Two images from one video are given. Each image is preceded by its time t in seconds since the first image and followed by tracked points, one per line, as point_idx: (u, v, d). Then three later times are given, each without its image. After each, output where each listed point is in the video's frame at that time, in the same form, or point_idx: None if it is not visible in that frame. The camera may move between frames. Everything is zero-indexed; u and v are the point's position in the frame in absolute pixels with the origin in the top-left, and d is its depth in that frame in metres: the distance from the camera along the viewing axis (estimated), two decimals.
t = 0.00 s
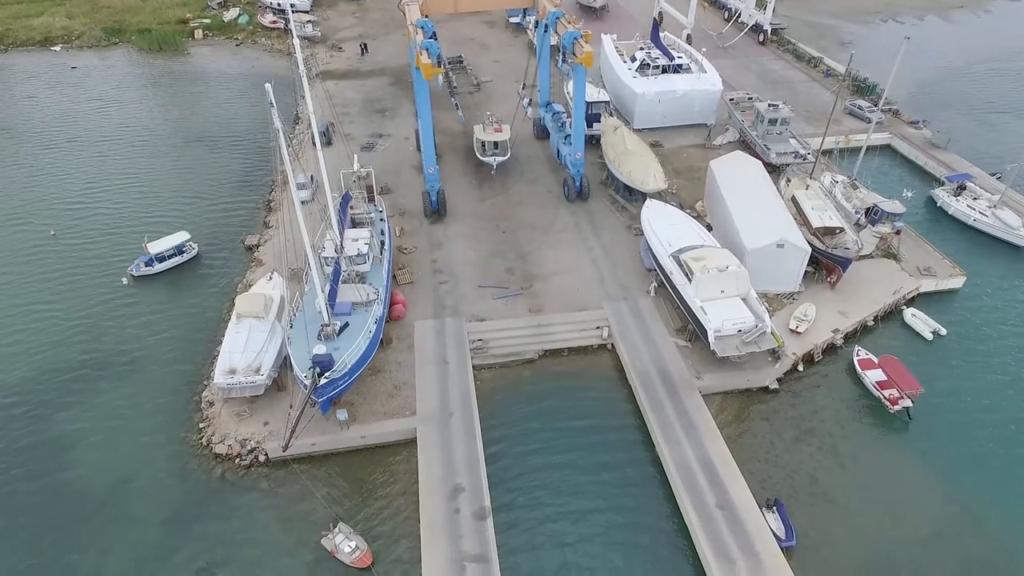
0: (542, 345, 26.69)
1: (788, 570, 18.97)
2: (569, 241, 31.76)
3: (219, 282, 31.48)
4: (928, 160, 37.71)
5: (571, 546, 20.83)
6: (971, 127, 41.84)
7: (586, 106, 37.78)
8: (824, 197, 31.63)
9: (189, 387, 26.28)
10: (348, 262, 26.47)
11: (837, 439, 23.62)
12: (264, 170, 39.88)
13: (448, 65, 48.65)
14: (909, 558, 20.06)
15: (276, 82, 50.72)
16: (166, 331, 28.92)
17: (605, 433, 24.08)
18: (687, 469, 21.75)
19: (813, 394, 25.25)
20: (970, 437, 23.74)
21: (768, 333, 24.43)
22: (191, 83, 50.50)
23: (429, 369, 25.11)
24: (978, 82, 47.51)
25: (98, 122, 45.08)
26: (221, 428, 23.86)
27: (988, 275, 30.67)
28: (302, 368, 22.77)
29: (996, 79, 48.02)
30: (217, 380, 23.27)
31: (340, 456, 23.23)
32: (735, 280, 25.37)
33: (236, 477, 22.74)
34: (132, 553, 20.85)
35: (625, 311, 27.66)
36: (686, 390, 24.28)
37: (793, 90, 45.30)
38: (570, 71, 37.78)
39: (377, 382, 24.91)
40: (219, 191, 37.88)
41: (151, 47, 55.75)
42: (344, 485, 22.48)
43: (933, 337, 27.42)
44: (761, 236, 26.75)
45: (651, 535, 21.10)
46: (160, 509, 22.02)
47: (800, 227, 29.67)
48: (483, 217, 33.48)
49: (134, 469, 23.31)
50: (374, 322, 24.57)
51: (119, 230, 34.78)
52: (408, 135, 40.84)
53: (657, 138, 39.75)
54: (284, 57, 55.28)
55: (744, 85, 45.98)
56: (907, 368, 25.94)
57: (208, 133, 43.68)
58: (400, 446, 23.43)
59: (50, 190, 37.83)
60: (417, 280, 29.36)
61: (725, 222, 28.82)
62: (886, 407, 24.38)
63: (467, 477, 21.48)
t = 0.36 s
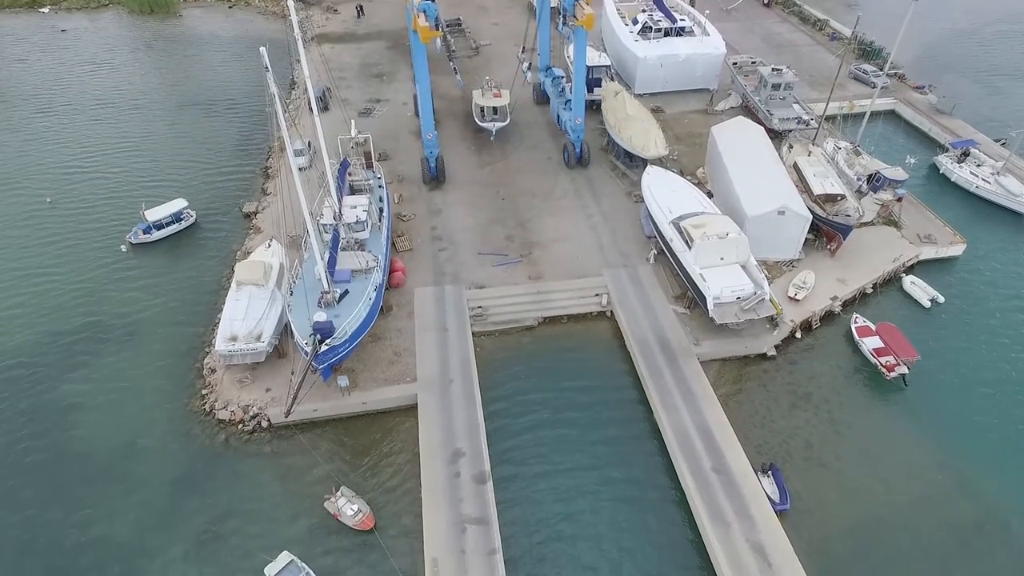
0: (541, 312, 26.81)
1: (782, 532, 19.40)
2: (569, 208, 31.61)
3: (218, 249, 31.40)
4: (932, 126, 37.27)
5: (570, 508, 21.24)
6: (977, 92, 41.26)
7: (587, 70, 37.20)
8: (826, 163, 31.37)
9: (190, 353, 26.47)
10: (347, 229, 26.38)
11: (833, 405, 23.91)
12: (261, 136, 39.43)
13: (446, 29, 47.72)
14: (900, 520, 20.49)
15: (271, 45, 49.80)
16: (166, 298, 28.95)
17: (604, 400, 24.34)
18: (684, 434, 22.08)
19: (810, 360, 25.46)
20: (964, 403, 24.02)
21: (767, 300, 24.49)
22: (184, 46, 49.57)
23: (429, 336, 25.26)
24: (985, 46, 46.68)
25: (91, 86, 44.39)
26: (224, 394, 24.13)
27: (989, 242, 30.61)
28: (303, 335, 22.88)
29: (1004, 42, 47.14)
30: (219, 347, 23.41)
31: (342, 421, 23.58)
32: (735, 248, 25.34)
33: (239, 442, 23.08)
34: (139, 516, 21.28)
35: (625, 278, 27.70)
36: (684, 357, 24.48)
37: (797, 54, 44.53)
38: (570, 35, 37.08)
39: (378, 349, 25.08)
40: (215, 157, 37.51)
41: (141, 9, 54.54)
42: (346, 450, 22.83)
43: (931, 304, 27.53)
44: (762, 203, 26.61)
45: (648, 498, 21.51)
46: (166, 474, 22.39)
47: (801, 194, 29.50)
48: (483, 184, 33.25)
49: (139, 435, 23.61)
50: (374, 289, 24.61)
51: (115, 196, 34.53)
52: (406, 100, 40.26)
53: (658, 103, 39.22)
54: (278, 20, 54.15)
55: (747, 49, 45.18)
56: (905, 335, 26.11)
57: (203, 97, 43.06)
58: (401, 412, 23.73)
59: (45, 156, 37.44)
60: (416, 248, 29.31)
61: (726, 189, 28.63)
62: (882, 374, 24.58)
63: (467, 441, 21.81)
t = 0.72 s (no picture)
0: (541, 279, 26.83)
1: (776, 496, 19.80)
2: (569, 174, 31.32)
3: (216, 217, 31.21)
4: (938, 91, 36.71)
5: (569, 473, 21.60)
6: (985, 56, 40.51)
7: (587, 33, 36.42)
8: (830, 129, 30.96)
9: (191, 320, 26.56)
10: (345, 196, 26.19)
11: (830, 372, 24.11)
12: (257, 101, 38.85)
13: None
14: (893, 484, 20.88)
15: (265, 7, 48.69)
16: (165, 266, 28.89)
17: (603, 366, 24.52)
18: (681, 400, 22.34)
19: (808, 327, 25.57)
20: (960, 370, 24.21)
21: (767, 268, 24.47)
22: (176, 8, 48.47)
23: (429, 303, 25.33)
24: (994, 8, 45.69)
25: (83, 48, 43.53)
26: (225, 361, 24.32)
27: (991, 209, 30.45)
28: (303, 303, 22.91)
29: (1014, 5, 46.13)
30: (219, 315, 23.49)
31: (344, 388, 23.81)
32: (736, 214, 25.21)
33: (242, 408, 23.37)
34: (146, 481, 21.67)
35: (624, 245, 27.64)
36: (683, 323, 24.62)
37: (802, 16, 43.58)
38: None
39: (378, 316, 25.16)
40: (211, 122, 37.00)
41: None
42: (348, 416, 23.11)
43: (931, 272, 27.54)
44: (763, 169, 26.37)
45: (646, 462, 21.86)
46: (170, 440, 22.69)
47: (803, 161, 29.20)
48: (482, 149, 32.88)
49: (143, 401, 23.85)
50: (374, 257, 24.57)
51: (111, 162, 34.15)
52: (404, 64, 39.53)
53: (660, 67, 38.53)
54: None
55: (751, 11, 44.20)
56: (903, 303, 26.17)
57: (197, 59, 42.30)
58: (402, 379, 23.95)
59: (38, 120, 36.91)
60: (415, 215, 29.14)
61: (727, 155, 28.35)
62: (879, 341, 24.73)
63: (467, 408, 22.07)
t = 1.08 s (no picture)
0: (540, 246, 26.77)
1: (771, 460, 20.14)
2: (569, 140, 30.97)
3: (213, 183, 30.96)
4: (945, 55, 36.07)
5: (567, 438, 21.92)
6: (994, 18, 39.68)
7: None
8: (834, 95, 30.48)
9: (191, 287, 26.59)
10: (343, 162, 25.94)
11: (827, 339, 24.24)
12: (251, 65, 38.17)
13: None
14: (886, 449, 21.21)
15: None
16: (163, 233, 28.76)
17: (601, 334, 24.65)
18: (679, 366, 22.52)
19: (807, 294, 25.62)
20: (956, 338, 24.36)
21: (766, 235, 24.39)
22: None
23: (428, 270, 25.33)
24: None
25: (73, 9, 42.56)
26: (226, 328, 24.43)
27: (994, 176, 30.21)
28: (302, 270, 22.90)
29: None
30: (218, 283, 23.49)
31: (344, 356, 23.97)
32: (736, 181, 25.02)
33: (243, 375, 23.56)
34: (150, 446, 22.00)
35: (624, 212, 27.50)
36: (681, 290, 24.68)
37: None
38: None
39: (377, 283, 25.17)
40: (205, 86, 36.40)
41: None
42: (349, 383, 23.32)
43: (931, 239, 27.47)
44: (765, 135, 26.07)
45: (643, 427, 22.16)
46: (172, 407, 22.92)
47: (806, 126, 28.85)
48: (480, 115, 32.44)
49: (144, 369, 24.00)
50: (372, 224, 24.46)
51: (105, 128, 33.70)
52: (401, 26, 38.74)
53: (662, 30, 37.77)
54: None
55: None
56: (903, 270, 26.18)
57: (190, 22, 41.41)
58: (402, 345, 24.09)
59: (29, 84, 36.28)
60: (413, 181, 28.91)
61: (728, 121, 28.07)
62: (877, 309, 24.90)
63: (467, 374, 22.26)
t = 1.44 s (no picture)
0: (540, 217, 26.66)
1: (767, 429, 20.40)
2: (569, 108, 30.58)
3: (209, 153, 30.64)
4: (953, 21, 35.43)
5: (566, 406, 22.13)
6: None
7: None
8: (838, 62, 30.04)
9: (189, 258, 26.51)
10: (340, 132, 25.66)
11: (825, 309, 24.30)
12: (246, 31, 37.46)
13: None
14: (881, 418, 21.47)
15: None
16: (160, 203, 28.57)
17: (600, 305, 24.68)
18: (678, 336, 22.65)
19: (807, 265, 25.60)
20: (954, 308, 24.43)
21: (767, 205, 24.29)
22: None
23: (427, 240, 25.26)
24: None
25: None
26: (226, 299, 24.46)
27: (998, 145, 29.94)
28: (300, 240, 22.83)
29: None
30: (217, 254, 23.46)
31: (344, 326, 24.06)
32: (737, 150, 24.81)
33: (244, 345, 23.68)
34: (153, 415, 22.22)
35: (625, 181, 27.32)
36: (681, 260, 24.67)
37: None
38: None
39: (376, 254, 25.12)
40: (199, 53, 35.78)
41: None
42: (349, 353, 23.46)
43: (932, 210, 27.34)
44: (767, 104, 25.75)
45: (641, 396, 22.36)
46: (174, 377, 23.07)
47: (809, 95, 28.49)
48: (479, 83, 31.98)
49: (145, 340, 24.09)
50: (370, 194, 24.32)
51: (98, 95, 33.21)
52: None
53: None
54: None
55: None
56: (903, 241, 26.14)
57: None
58: (402, 316, 24.16)
59: (20, 50, 35.65)
60: (411, 151, 28.63)
61: (731, 88, 27.56)
62: (876, 280, 24.96)
63: (466, 344, 22.39)
